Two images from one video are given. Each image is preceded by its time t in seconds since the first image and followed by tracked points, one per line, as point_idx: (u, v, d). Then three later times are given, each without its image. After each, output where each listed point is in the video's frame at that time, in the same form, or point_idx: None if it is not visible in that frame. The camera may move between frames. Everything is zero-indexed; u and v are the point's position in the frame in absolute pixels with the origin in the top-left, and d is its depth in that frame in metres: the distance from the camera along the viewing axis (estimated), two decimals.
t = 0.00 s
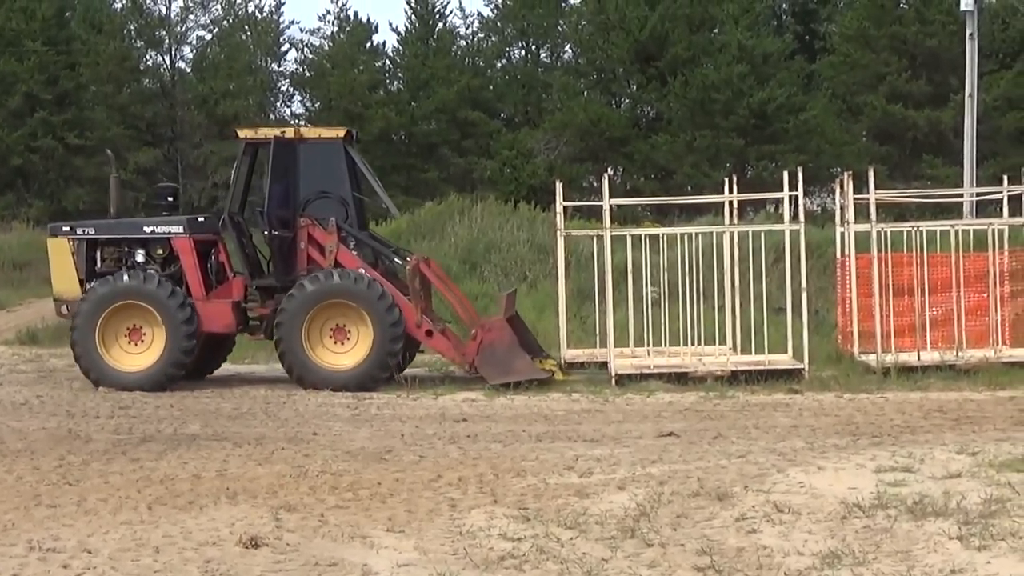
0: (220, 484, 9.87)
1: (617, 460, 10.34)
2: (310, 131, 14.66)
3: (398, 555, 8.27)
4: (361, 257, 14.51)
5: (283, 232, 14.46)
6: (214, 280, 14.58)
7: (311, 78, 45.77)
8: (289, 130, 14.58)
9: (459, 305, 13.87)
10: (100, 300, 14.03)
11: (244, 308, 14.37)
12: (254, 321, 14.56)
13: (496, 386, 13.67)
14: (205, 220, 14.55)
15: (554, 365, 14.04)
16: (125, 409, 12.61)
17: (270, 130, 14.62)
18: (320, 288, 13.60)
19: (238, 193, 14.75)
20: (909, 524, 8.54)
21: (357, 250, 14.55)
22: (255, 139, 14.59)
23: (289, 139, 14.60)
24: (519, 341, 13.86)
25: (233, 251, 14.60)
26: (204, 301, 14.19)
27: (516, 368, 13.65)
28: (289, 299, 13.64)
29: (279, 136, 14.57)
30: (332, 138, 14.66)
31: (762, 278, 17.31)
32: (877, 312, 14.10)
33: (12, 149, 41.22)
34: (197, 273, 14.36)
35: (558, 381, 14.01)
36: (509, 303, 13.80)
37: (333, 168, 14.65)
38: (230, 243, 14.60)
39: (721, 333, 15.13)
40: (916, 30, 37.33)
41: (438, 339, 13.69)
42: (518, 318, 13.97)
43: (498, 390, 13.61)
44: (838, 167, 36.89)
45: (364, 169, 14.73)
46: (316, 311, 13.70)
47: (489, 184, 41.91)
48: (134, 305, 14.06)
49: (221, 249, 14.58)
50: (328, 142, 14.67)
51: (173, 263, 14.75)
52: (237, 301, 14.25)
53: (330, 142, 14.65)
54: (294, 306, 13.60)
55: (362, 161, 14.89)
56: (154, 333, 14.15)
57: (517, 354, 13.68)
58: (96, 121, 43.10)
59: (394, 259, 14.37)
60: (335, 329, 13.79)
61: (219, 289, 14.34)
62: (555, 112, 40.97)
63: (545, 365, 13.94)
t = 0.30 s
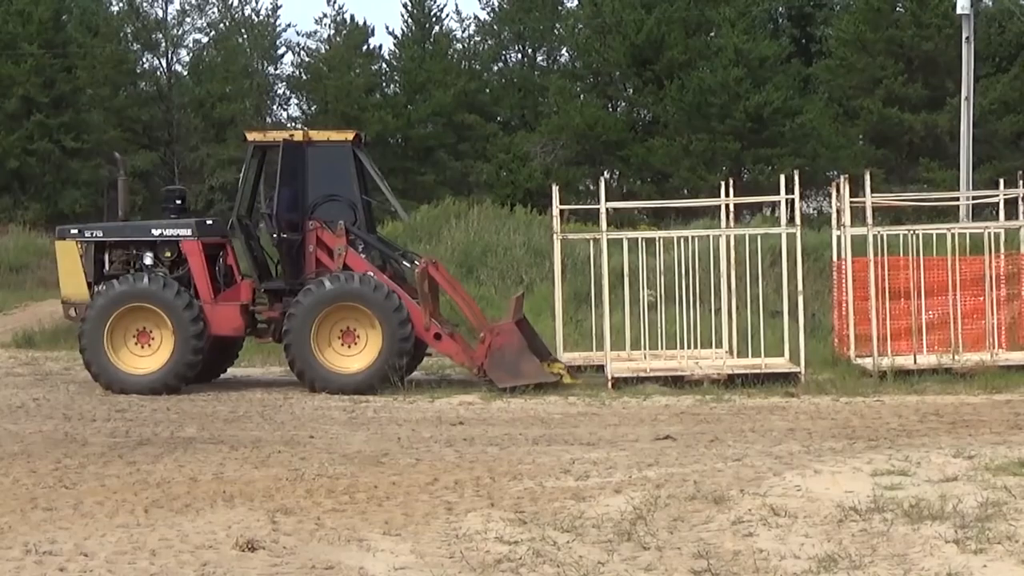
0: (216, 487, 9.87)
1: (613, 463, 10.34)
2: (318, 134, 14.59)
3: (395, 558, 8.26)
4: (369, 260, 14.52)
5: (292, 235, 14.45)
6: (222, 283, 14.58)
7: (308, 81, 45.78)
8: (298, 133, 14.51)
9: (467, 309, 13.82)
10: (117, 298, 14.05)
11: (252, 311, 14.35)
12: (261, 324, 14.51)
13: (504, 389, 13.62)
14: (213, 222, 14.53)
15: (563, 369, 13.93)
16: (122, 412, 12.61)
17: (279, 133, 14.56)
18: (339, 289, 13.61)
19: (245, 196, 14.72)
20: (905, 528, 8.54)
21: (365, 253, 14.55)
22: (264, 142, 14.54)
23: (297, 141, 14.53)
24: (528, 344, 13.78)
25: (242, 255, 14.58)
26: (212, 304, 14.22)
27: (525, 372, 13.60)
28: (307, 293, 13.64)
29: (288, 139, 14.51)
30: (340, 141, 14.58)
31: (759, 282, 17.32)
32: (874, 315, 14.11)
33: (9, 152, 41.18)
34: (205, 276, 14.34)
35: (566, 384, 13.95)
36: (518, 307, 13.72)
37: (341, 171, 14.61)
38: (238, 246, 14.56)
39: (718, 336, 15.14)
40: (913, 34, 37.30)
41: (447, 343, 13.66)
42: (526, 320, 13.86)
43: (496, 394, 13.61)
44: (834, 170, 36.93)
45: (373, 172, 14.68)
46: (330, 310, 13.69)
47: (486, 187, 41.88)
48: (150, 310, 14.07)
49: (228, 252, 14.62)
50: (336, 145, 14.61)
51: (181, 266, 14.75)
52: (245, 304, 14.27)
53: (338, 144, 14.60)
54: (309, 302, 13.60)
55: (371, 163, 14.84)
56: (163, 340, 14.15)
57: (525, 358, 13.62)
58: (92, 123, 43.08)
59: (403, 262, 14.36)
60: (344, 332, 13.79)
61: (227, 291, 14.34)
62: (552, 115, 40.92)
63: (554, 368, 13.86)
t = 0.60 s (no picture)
0: (215, 487, 9.86)
1: (612, 464, 10.35)
2: (329, 133, 14.55)
3: (393, 558, 8.26)
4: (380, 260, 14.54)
5: (303, 235, 14.41)
6: (232, 283, 14.58)
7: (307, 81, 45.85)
8: (309, 132, 14.47)
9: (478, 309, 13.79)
10: (136, 295, 14.03)
11: (262, 311, 14.35)
12: (271, 323, 14.47)
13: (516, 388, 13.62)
14: (223, 222, 14.54)
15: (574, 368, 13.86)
16: (120, 411, 12.61)
17: (289, 132, 14.51)
18: (360, 288, 13.61)
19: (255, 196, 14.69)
20: (903, 529, 8.54)
21: (375, 253, 14.57)
22: (275, 141, 14.49)
23: (308, 141, 14.49)
24: (540, 344, 13.75)
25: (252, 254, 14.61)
26: (223, 304, 14.24)
27: (536, 372, 13.58)
28: (327, 287, 13.64)
29: (299, 138, 14.46)
30: (352, 140, 14.56)
31: (760, 283, 17.38)
32: (873, 316, 14.12)
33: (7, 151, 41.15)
34: (215, 276, 14.36)
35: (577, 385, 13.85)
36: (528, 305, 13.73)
37: (352, 171, 14.58)
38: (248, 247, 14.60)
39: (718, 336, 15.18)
40: (912, 35, 37.32)
41: (457, 342, 13.70)
42: (537, 319, 13.87)
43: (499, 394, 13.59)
44: (834, 171, 37.00)
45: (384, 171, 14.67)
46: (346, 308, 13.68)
47: (485, 187, 41.82)
48: (166, 312, 14.05)
49: (239, 251, 14.65)
50: (347, 144, 14.58)
51: (192, 265, 14.75)
52: (256, 303, 14.28)
53: (350, 144, 14.57)
54: (328, 296, 13.61)
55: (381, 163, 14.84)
56: (173, 344, 14.15)
57: (537, 357, 13.60)
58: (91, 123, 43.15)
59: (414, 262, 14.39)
60: (356, 331, 13.78)
61: (238, 291, 14.37)
62: (551, 115, 40.89)
63: (565, 368, 13.75)
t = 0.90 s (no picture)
0: (211, 488, 9.86)
1: (608, 466, 10.35)
2: (338, 135, 14.55)
3: (389, 560, 8.26)
4: (388, 261, 14.52)
5: (310, 237, 14.41)
6: (239, 285, 14.56)
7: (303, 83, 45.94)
8: (317, 134, 14.48)
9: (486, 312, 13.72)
10: (151, 294, 13.99)
11: (269, 312, 14.31)
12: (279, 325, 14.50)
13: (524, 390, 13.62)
14: (231, 224, 14.60)
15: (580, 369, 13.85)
16: (116, 412, 12.61)
17: (298, 134, 14.52)
18: (376, 290, 13.59)
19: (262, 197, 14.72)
20: (899, 531, 8.54)
21: (384, 255, 14.55)
22: (282, 142, 14.50)
23: (317, 143, 14.50)
24: (548, 346, 13.74)
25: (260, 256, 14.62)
26: (230, 305, 14.19)
27: (544, 374, 13.56)
28: (344, 284, 13.64)
29: (307, 140, 14.46)
30: (360, 142, 14.57)
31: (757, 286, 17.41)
32: (869, 319, 14.15)
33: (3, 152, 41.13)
34: (223, 278, 14.32)
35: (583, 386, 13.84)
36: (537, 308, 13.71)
37: (361, 173, 14.59)
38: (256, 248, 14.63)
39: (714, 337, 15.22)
40: (909, 37, 37.36)
41: (465, 344, 13.65)
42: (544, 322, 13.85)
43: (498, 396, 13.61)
44: (830, 174, 37.05)
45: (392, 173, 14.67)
46: (359, 307, 13.67)
47: (481, 189, 41.75)
48: (178, 316, 14.02)
49: (246, 253, 14.63)
50: (356, 146, 14.59)
51: (199, 266, 14.71)
52: (263, 305, 14.23)
53: (358, 146, 14.57)
54: (343, 294, 13.60)
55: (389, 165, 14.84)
56: (180, 348, 14.14)
57: (545, 360, 13.59)
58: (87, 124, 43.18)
59: (422, 264, 14.37)
60: (364, 333, 13.78)
61: (245, 292, 14.34)
62: (548, 117, 40.89)
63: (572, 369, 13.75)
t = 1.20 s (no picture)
0: (202, 486, 9.85)
1: (600, 464, 10.35)
2: (337, 134, 14.53)
3: (381, 558, 8.25)
4: (387, 260, 14.50)
5: (310, 235, 14.41)
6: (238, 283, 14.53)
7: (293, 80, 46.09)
8: (317, 132, 14.44)
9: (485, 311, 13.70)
10: (153, 292, 13.95)
11: (268, 310, 14.28)
12: (277, 323, 14.46)
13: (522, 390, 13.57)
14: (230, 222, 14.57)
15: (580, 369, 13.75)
16: (107, 410, 12.60)
17: (297, 132, 14.49)
18: (380, 290, 13.57)
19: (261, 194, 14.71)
20: (890, 529, 8.54)
21: (383, 254, 14.53)
22: (281, 141, 14.50)
23: (316, 141, 14.47)
24: (547, 346, 13.69)
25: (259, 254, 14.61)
26: (229, 303, 14.15)
27: (543, 374, 13.50)
28: (349, 281, 13.62)
29: (307, 139, 14.43)
30: (359, 141, 14.56)
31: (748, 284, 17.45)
32: (861, 317, 14.15)
33: None
34: (222, 275, 14.30)
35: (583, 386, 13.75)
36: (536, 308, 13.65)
37: (360, 172, 14.58)
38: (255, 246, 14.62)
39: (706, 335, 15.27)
40: (901, 36, 37.44)
41: (464, 344, 13.64)
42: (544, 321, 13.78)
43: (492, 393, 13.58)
44: (822, 172, 37.12)
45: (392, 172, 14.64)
46: (361, 306, 13.65)
47: (474, 187, 41.71)
48: (180, 316, 14.00)
49: (245, 251, 14.63)
50: (355, 145, 14.58)
51: (198, 264, 14.75)
52: (262, 302, 14.18)
53: (357, 145, 14.56)
54: (348, 290, 13.58)
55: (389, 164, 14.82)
56: (177, 347, 14.15)
57: (544, 360, 13.52)
58: (79, 123, 43.40)
59: (421, 264, 14.36)
60: (363, 332, 13.77)
61: (244, 290, 14.30)
62: (540, 116, 40.88)
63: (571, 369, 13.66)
